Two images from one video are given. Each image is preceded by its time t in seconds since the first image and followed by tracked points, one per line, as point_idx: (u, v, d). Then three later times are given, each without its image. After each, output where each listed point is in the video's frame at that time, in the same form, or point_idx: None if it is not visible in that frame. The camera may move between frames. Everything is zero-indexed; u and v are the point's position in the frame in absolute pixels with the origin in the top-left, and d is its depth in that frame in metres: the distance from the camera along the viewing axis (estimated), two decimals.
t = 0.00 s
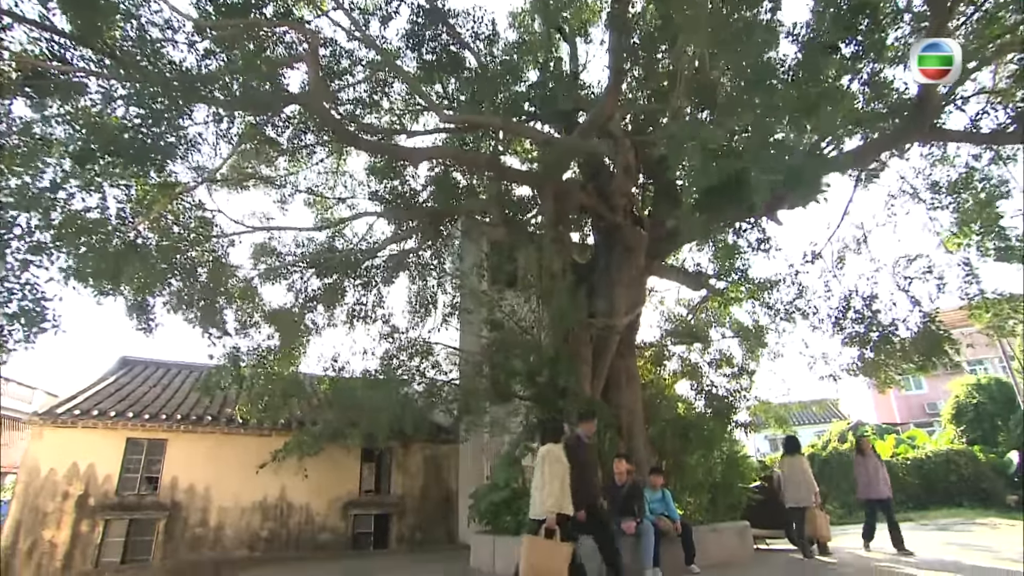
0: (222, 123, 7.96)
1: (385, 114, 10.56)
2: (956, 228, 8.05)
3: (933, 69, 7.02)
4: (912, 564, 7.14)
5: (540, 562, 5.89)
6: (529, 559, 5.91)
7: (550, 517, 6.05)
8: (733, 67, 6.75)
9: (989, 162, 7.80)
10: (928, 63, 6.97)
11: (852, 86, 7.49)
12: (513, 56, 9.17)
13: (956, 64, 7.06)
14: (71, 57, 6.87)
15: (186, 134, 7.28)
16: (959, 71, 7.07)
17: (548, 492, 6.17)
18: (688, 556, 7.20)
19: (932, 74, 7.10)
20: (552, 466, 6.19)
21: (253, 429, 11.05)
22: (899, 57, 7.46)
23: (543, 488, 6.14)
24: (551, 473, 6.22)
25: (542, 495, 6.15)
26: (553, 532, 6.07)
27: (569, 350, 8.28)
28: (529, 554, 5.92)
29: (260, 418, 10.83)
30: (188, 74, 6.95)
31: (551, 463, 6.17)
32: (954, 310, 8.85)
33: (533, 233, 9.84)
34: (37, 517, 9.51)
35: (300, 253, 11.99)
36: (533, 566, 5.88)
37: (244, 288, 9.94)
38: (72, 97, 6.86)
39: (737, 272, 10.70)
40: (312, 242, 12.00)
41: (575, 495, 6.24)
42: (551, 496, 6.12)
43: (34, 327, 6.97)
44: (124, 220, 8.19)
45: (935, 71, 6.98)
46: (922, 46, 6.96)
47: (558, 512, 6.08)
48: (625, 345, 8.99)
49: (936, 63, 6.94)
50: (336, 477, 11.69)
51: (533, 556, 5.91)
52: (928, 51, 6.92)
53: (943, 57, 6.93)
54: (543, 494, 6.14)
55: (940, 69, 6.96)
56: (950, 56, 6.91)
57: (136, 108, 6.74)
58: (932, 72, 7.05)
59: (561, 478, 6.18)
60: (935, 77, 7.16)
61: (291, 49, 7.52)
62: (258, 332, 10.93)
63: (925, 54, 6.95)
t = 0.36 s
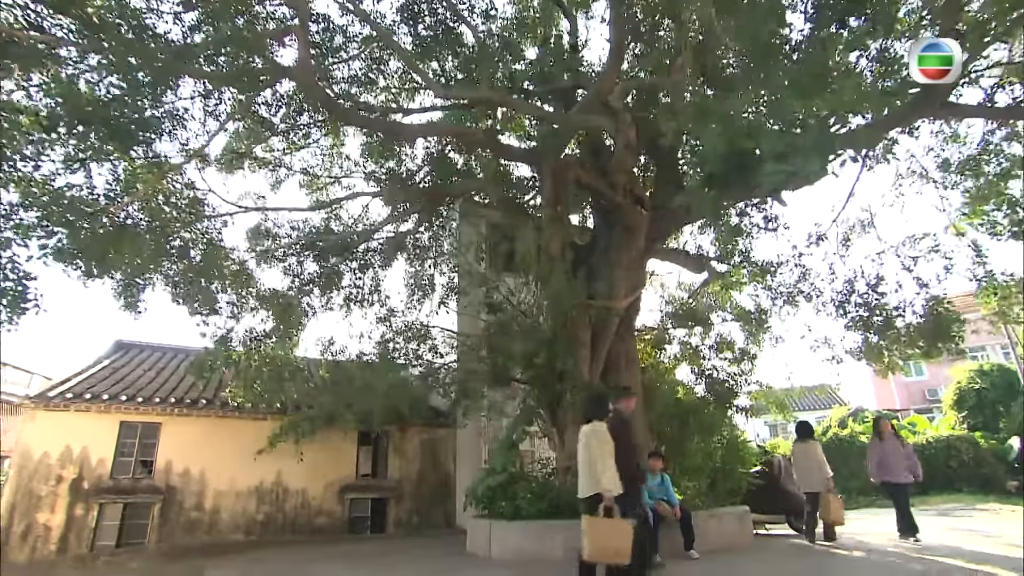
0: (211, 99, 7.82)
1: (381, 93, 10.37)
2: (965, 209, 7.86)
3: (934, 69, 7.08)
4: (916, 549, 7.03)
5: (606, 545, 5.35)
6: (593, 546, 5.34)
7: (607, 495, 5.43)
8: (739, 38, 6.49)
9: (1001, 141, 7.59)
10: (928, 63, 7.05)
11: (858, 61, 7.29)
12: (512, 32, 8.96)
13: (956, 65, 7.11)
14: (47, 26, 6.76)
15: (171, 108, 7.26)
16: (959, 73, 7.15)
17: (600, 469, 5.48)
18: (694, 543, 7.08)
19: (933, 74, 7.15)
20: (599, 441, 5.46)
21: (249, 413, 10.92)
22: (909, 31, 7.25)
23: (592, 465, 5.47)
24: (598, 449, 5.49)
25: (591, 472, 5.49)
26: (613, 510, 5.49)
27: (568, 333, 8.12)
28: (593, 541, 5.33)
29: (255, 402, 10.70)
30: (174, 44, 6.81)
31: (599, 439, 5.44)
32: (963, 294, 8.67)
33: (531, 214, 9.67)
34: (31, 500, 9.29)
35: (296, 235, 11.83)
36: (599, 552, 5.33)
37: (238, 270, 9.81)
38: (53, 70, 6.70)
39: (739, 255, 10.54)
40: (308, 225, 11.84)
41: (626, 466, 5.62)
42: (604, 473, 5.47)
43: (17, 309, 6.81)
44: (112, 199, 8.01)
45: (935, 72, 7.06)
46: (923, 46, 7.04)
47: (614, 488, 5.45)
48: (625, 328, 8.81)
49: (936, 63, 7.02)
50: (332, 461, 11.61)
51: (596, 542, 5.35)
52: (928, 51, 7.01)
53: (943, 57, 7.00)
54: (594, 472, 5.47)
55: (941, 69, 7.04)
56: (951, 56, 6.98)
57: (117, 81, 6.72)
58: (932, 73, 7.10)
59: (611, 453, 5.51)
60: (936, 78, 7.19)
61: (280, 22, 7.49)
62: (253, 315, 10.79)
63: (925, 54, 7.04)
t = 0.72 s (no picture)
0: (200, 79, 7.71)
1: (377, 78, 10.19)
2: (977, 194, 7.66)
3: (934, 70, 6.65)
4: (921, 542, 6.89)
5: (669, 528, 5.41)
6: (655, 528, 5.43)
7: (660, 477, 5.71)
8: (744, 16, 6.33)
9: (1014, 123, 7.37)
10: (929, 64, 6.58)
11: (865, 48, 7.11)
12: (510, 15, 8.77)
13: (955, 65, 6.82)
14: None
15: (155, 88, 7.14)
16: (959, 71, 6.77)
17: (650, 456, 5.89)
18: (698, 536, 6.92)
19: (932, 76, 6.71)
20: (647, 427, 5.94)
21: (243, 403, 10.77)
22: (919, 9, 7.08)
23: (642, 450, 5.89)
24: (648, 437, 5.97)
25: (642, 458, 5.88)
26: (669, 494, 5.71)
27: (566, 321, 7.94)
28: (654, 522, 5.44)
29: (249, 392, 10.56)
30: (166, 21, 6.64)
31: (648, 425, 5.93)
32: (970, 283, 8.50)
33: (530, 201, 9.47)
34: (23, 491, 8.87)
35: (291, 224, 11.65)
36: (663, 535, 5.40)
37: (231, 258, 9.64)
38: (34, 47, 6.53)
39: (741, 243, 10.36)
40: (303, 213, 11.65)
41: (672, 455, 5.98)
42: (654, 458, 5.83)
43: None
44: (98, 183, 7.82)
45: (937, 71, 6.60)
46: (922, 46, 6.59)
47: (666, 472, 5.75)
48: (625, 318, 8.60)
49: (937, 63, 6.58)
50: (328, 452, 11.46)
51: (657, 524, 5.43)
52: (928, 50, 6.53)
53: (943, 57, 6.58)
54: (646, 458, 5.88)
55: (941, 69, 6.59)
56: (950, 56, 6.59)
57: (99, 58, 6.55)
58: (932, 73, 6.67)
59: (659, 440, 5.90)
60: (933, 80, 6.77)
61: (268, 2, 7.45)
62: (247, 304, 10.63)
63: (925, 54, 6.56)
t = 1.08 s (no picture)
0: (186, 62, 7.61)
1: (371, 64, 9.99)
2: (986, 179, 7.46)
3: (935, 69, 6.37)
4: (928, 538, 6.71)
5: (721, 528, 4.98)
6: (705, 527, 5.00)
7: (715, 474, 5.17)
8: None
9: None
10: (929, 63, 6.34)
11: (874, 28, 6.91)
12: None
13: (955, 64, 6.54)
14: None
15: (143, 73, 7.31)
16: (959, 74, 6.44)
17: (703, 451, 5.31)
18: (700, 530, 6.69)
19: (931, 76, 6.47)
20: (701, 422, 5.30)
21: (235, 396, 10.79)
22: None
23: (696, 447, 5.26)
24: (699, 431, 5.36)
25: (695, 454, 5.26)
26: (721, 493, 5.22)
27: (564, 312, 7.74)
28: (704, 521, 5.02)
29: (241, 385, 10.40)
30: (151, 3, 6.71)
31: (702, 420, 5.28)
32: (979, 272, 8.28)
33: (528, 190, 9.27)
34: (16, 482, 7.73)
35: (285, 214, 11.44)
36: (713, 535, 4.99)
37: (222, 245, 9.49)
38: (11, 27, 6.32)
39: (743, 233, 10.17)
40: (297, 204, 11.45)
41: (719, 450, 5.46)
42: (709, 456, 5.25)
43: None
44: (84, 169, 7.63)
45: (937, 70, 6.28)
46: (921, 46, 6.42)
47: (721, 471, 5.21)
48: (625, 308, 8.41)
49: (937, 63, 6.32)
50: (322, 446, 11.30)
51: (707, 523, 5.00)
52: (929, 50, 6.36)
53: (944, 57, 6.34)
54: (699, 454, 5.26)
55: (943, 68, 6.37)
56: (952, 55, 6.35)
57: (85, 41, 6.69)
58: (932, 74, 6.40)
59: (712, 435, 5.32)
60: (932, 81, 6.52)
61: None
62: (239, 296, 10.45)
63: (926, 53, 6.37)
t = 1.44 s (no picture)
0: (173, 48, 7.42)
1: (365, 54, 9.80)
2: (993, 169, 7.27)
3: (934, 70, 5.56)
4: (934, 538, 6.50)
5: (776, 516, 4.77)
6: (759, 513, 4.81)
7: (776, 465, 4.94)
8: None
9: None
10: (928, 63, 5.54)
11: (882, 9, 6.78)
12: None
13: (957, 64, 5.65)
14: None
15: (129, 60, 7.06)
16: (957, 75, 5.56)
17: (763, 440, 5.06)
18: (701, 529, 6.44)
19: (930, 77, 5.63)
20: (760, 409, 5.05)
21: (228, 392, 10.36)
22: None
23: (757, 436, 5.02)
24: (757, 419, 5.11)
25: (753, 442, 5.05)
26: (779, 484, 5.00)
27: (561, 306, 7.51)
28: (758, 507, 4.82)
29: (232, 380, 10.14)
30: None
31: (761, 409, 5.02)
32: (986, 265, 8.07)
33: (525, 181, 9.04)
34: None
35: (279, 207, 11.24)
36: (768, 523, 4.78)
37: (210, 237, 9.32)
38: None
39: (745, 226, 9.96)
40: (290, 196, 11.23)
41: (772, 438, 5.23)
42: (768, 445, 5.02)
43: None
44: (67, 158, 7.45)
45: (937, 71, 5.43)
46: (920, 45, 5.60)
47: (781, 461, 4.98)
48: (623, 302, 8.18)
49: (937, 63, 5.49)
50: (316, 444, 11.07)
51: (763, 511, 4.80)
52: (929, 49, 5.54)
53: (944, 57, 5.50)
54: (758, 442, 5.03)
55: (942, 70, 5.53)
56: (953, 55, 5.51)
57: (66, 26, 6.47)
58: (932, 75, 5.56)
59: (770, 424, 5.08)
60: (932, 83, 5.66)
61: None
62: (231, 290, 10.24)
63: (925, 54, 5.56)
